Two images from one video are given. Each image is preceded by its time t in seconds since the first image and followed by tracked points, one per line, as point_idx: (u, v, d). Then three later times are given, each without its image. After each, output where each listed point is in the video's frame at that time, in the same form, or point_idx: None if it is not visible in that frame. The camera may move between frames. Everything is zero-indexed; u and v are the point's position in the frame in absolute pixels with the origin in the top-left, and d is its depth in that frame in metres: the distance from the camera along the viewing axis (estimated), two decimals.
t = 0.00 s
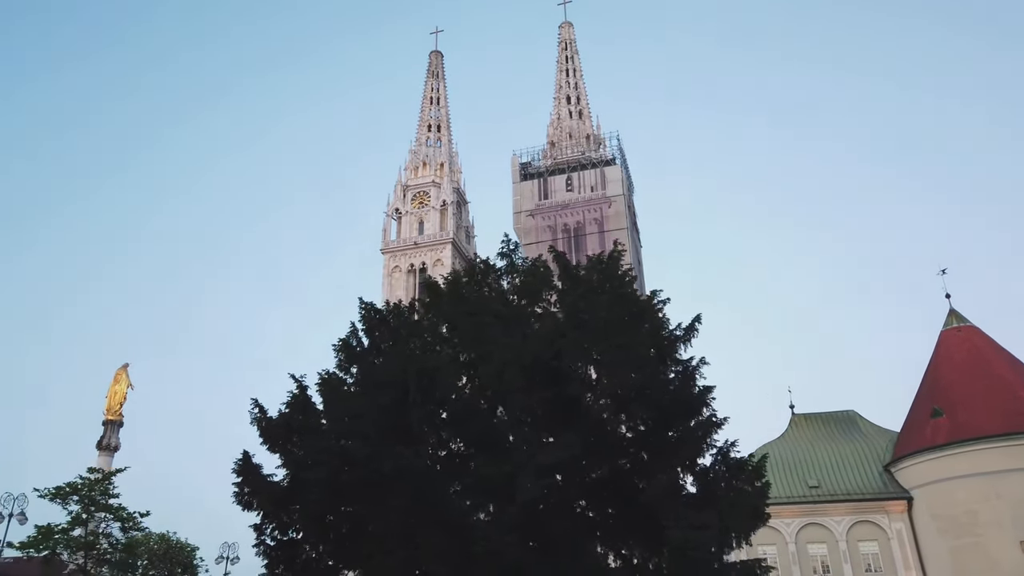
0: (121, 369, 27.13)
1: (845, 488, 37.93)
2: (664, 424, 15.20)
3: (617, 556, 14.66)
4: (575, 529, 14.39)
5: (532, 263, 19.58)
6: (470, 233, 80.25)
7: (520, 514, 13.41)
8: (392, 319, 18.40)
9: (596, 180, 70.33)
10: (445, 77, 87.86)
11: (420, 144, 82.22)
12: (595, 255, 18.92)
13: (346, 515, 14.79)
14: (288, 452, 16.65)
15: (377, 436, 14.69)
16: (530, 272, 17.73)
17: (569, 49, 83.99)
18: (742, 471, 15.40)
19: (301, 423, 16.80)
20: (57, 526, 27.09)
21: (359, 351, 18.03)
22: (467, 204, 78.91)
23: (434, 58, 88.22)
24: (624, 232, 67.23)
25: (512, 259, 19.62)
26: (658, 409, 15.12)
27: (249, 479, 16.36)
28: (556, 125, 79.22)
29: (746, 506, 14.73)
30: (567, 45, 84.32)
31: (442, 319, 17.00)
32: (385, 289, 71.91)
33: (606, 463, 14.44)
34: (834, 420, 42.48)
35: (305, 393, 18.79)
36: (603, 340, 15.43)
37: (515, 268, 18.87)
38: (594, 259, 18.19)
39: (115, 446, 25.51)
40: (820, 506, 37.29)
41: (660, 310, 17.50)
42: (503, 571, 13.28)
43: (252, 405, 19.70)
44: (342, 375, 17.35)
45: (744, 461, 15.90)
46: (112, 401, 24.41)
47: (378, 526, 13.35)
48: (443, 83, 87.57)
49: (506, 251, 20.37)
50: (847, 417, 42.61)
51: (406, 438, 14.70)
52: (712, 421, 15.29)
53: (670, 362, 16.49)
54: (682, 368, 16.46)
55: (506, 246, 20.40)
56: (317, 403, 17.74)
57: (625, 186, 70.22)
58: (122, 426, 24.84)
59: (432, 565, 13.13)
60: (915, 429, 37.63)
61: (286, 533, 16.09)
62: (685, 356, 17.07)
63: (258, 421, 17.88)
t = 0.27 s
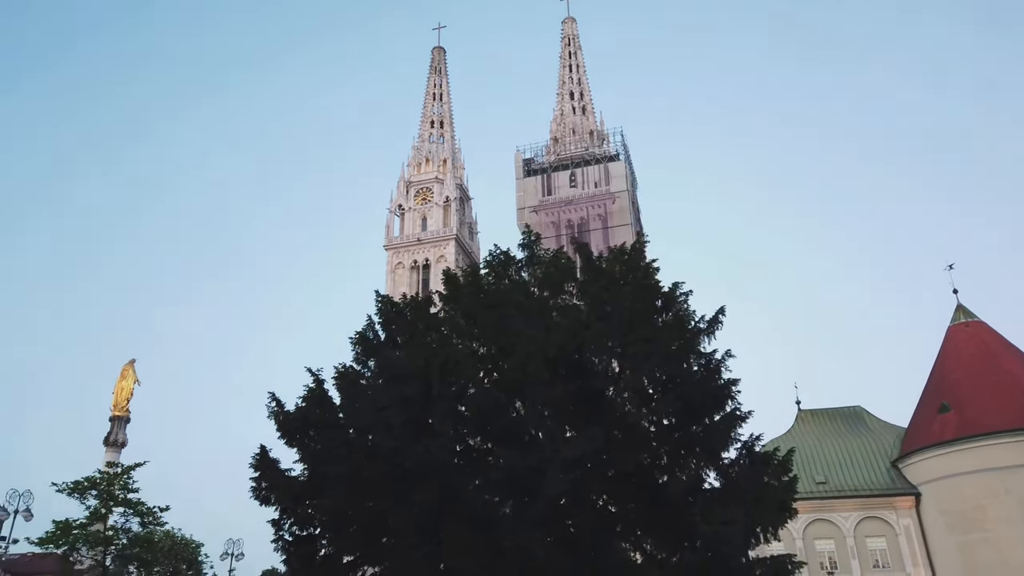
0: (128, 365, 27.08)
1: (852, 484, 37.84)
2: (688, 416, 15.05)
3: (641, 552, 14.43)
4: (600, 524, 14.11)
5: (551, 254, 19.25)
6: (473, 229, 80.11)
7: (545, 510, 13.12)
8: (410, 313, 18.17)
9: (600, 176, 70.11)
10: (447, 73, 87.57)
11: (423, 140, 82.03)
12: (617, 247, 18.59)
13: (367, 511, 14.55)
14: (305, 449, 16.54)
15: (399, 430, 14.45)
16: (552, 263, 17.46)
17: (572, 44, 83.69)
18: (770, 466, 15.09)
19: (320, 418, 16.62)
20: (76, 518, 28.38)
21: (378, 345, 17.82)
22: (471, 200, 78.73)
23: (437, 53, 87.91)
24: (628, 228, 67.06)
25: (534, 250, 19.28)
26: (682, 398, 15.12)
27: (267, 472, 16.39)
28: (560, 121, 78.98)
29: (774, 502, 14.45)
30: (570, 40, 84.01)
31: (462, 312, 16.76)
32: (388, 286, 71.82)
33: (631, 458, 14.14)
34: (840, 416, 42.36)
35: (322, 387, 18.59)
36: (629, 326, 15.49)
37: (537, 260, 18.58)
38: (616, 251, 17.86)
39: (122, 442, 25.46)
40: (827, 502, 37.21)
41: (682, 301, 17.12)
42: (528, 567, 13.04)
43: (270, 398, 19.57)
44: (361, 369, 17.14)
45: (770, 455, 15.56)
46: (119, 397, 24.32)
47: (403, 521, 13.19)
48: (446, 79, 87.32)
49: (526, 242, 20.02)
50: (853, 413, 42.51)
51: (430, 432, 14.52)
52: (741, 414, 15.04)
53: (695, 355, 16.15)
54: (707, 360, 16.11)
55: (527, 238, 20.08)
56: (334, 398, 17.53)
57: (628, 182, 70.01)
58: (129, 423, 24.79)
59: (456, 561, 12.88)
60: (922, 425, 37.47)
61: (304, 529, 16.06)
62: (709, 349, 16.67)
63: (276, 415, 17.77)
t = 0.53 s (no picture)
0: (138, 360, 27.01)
1: (864, 478, 37.65)
2: (718, 409, 14.57)
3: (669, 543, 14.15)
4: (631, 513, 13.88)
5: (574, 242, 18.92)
6: (479, 224, 79.95)
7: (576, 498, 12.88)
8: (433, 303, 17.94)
9: (607, 170, 69.87)
10: (453, 68, 87.38)
11: (429, 135, 81.83)
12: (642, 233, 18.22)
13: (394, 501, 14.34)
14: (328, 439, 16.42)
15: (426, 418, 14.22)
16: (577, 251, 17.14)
17: (578, 38, 83.39)
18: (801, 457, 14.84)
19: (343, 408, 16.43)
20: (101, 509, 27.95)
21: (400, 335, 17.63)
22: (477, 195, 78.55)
23: (442, 48, 87.66)
24: (636, 222, 66.83)
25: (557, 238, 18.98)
26: (714, 391, 14.49)
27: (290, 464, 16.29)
28: (566, 115, 78.71)
29: (806, 493, 14.23)
30: (576, 34, 83.72)
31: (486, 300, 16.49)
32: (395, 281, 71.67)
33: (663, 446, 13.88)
34: (851, 410, 42.18)
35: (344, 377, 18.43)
36: (656, 318, 14.57)
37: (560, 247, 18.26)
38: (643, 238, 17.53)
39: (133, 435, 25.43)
40: (839, 496, 37.05)
41: (710, 289, 16.82)
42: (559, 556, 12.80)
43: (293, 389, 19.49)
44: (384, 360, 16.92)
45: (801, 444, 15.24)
46: (130, 391, 24.29)
47: (432, 511, 12.97)
48: (451, 74, 87.07)
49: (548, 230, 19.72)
50: (864, 406, 42.31)
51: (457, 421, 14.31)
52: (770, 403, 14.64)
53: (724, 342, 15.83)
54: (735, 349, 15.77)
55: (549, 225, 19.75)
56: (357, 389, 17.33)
57: (636, 176, 69.75)
58: (141, 417, 24.75)
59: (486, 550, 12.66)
60: (935, 418, 37.25)
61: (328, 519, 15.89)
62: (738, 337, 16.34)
63: (298, 405, 17.67)
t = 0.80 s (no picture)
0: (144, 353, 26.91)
1: (870, 473, 37.55)
2: (742, 400, 14.38)
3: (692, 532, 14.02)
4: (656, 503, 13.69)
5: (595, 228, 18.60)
6: (482, 219, 79.76)
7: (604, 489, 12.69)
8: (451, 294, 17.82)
9: (611, 165, 69.63)
10: (456, 63, 87.16)
11: (432, 130, 81.61)
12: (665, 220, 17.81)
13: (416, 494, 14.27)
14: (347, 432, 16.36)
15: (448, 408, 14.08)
16: (598, 240, 16.90)
17: (582, 32, 83.07)
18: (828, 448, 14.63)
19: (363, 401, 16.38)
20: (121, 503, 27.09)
21: (419, 328, 17.75)
22: (480, 190, 78.32)
23: (445, 42, 87.41)
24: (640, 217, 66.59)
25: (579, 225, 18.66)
26: (740, 381, 14.23)
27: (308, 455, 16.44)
28: (569, 110, 78.44)
29: (834, 484, 13.98)
30: (579, 28, 83.41)
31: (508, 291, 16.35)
32: (398, 276, 71.48)
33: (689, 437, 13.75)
34: (857, 405, 42.05)
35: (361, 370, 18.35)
36: (683, 305, 14.32)
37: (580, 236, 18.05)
38: (664, 227, 17.23)
39: (139, 430, 25.37)
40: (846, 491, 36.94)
41: (734, 278, 16.42)
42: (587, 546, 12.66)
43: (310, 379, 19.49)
44: (403, 354, 16.86)
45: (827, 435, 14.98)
46: (137, 385, 24.17)
47: (458, 504, 12.79)
48: (455, 68, 86.82)
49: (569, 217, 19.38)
50: (870, 401, 42.17)
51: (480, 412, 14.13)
52: (796, 394, 14.39)
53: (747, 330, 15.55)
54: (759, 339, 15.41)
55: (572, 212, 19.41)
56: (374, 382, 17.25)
57: (640, 170, 69.48)
58: (148, 411, 24.67)
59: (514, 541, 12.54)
60: (942, 412, 37.06)
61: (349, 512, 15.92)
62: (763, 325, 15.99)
63: (316, 398, 17.80)
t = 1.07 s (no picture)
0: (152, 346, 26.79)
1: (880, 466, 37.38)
2: (771, 389, 14.08)
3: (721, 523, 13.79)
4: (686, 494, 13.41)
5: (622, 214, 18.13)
6: (487, 213, 79.57)
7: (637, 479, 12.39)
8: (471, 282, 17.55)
9: (616, 158, 69.39)
10: (460, 57, 86.90)
11: (436, 124, 81.40)
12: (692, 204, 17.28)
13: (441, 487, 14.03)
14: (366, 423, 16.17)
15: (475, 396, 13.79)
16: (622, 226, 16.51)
17: (586, 26, 82.75)
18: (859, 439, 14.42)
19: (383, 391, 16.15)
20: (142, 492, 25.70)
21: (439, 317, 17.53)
22: (484, 184, 78.11)
23: (449, 36, 87.12)
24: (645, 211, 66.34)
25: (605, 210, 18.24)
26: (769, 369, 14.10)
27: (328, 446, 16.73)
28: (574, 104, 78.17)
29: (867, 475, 13.71)
30: (583, 22, 83.10)
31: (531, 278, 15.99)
32: (403, 271, 71.31)
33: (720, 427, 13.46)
34: (865, 398, 41.89)
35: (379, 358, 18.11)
36: (714, 292, 14.09)
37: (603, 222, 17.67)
38: (690, 212, 16.72)
39: (147, 423, 25.27)
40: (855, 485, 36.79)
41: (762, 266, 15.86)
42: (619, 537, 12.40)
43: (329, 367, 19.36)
44: (425, 343, 16.60)
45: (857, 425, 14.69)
46: (144, 378, 24.08)
47: (488, 492, 12.51)
48: (458, 62, 86.58)
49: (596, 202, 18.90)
50: (878, 394, 42.01)
51: (507, 399, 13.84)
52: (827, 381, 14.07)
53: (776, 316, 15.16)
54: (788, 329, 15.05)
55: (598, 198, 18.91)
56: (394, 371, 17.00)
57: (645, 164, 69.22)
58: (156, 404, 24.56)
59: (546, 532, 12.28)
60: (952, 405, 36.88)
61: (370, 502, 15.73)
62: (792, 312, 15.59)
63: (334, 386, 17.85)
